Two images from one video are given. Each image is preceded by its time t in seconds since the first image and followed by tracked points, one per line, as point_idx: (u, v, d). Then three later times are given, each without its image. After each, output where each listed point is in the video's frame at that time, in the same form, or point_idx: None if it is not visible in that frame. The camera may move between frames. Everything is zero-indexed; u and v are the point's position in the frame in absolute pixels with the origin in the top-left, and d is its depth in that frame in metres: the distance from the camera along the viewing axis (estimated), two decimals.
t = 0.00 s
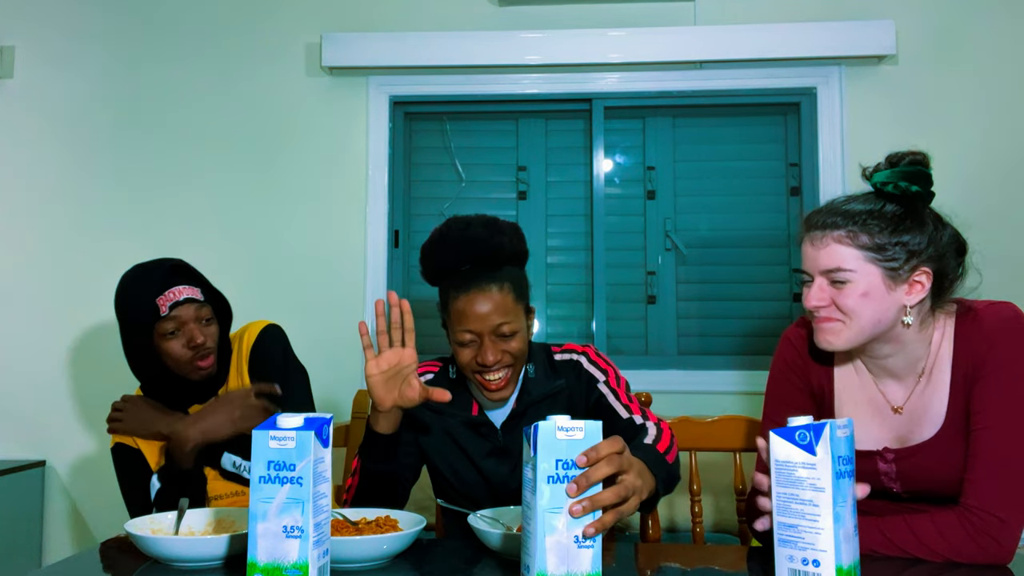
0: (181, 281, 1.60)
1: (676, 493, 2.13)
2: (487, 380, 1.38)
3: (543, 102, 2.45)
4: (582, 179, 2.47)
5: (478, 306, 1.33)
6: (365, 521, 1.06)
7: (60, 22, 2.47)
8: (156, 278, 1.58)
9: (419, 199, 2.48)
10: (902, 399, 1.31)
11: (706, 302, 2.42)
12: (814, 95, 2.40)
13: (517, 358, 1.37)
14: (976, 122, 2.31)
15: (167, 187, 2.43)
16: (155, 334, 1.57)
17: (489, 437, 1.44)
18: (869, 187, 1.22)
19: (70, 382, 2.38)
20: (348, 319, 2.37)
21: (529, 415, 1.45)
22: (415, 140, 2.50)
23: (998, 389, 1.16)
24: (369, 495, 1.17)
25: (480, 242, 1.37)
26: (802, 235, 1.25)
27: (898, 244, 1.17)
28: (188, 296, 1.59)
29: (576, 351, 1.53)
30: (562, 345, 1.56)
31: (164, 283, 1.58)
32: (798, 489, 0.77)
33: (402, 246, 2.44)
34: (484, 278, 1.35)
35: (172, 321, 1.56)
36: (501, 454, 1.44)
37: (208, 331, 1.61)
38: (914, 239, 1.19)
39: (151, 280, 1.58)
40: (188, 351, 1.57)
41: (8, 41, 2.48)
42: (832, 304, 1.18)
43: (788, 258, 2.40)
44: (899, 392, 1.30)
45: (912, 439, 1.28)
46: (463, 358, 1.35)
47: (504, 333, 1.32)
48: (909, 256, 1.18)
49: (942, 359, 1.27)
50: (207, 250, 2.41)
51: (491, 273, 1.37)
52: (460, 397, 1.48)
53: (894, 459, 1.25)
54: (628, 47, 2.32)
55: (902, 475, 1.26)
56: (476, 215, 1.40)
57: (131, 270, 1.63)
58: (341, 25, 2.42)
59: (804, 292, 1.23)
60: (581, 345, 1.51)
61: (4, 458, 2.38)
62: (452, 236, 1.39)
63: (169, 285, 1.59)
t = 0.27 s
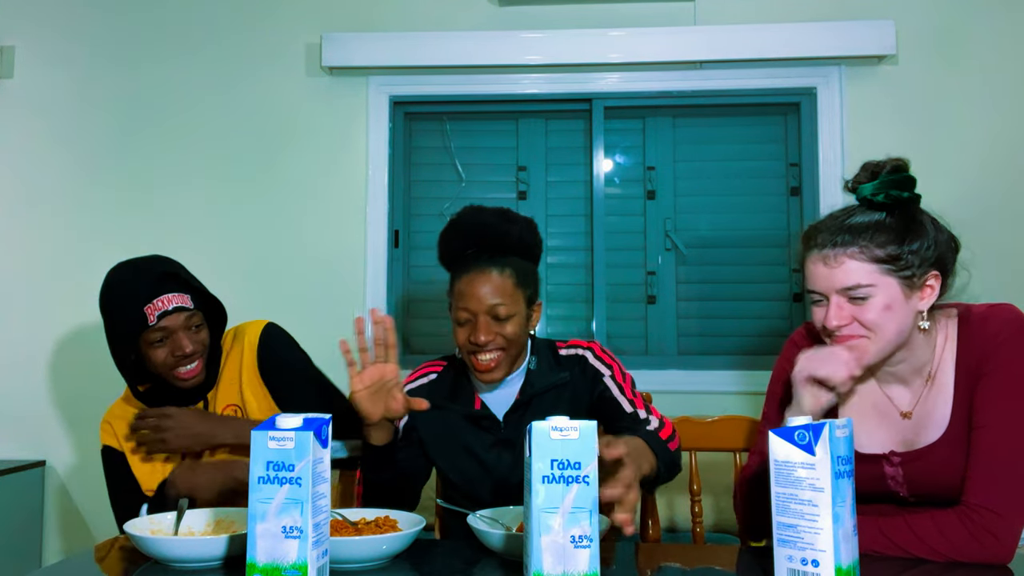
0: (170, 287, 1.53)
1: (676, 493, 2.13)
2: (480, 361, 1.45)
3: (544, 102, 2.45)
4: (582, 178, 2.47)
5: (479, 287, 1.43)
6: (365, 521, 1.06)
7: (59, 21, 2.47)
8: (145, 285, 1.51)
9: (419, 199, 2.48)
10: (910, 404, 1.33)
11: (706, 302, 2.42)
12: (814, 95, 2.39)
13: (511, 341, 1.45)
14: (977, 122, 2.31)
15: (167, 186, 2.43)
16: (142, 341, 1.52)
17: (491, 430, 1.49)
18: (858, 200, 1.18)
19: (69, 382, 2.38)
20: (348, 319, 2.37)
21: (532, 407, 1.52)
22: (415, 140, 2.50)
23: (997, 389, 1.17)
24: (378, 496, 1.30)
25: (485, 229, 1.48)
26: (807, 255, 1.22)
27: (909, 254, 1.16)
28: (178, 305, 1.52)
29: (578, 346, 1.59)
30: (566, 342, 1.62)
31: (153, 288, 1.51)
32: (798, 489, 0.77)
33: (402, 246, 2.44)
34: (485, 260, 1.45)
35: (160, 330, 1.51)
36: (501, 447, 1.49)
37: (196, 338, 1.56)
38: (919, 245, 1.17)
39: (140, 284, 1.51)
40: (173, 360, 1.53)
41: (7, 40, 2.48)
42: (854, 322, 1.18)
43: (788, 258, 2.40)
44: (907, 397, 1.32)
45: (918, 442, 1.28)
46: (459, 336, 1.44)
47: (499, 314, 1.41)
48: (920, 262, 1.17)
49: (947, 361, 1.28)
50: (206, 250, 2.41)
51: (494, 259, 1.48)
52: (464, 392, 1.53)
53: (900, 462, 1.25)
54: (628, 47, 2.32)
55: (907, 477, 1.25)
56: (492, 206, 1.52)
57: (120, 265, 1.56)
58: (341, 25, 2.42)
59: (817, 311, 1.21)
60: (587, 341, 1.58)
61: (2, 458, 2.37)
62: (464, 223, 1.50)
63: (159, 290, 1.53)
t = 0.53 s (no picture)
0: (160, 296, 1.46)
1: (676, 493, 2.13)
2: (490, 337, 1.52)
3: (544, 102, 2.45)
4: (582, 178, 2.47)
5: (494, 266, 1.52)
6: (365, 521, 1.06)
7: (58, 21, 2.47)
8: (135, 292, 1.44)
9: (419, 199, 2.48)
10: (906, 406, 1.32)
11: (706, 302, 2.42)
12: (814, 95, 2.39)
13: (519, 318, 1.50)
14: (977, 122, 2.31)
15: (166, 186, 2.43)
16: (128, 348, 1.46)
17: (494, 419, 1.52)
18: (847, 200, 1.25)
19: (69, 383, 2.38)
20: (348, 319, 2.37)
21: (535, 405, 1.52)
22: (415, 140, 2.50)
23: (996, 390, 1.17)
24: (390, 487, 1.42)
25: (507, 217, 1.58)
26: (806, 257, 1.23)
27: (907, 248, 1.18)
28: (167, 314, 1.45)
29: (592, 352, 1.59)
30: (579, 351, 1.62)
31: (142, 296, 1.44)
32: (799, 489, 0.77)
33: (402, 247, 2.45)
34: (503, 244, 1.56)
35: (147, 339, 1.44)
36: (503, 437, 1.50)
37: (184, 348, 1.50)
38: (916, 239, 1.20)
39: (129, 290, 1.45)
40: (159, 370, 1.47)
41: (6, 40, 2.47)
42: (863, 319, 1.19)
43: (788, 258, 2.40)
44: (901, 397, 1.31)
45: (914, 444, 1.28)
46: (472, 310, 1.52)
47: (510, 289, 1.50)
48: (918, 257, 1.19)
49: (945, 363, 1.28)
50: (206, 250, 2.40)
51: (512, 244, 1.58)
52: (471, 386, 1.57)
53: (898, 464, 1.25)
54: (628, 47, 2.32)
55: (905, 480, 1.24)
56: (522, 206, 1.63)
57: (109, 267, 1.48)
58: (340, 25, 2.42)
59: (823, 311, 1.22)
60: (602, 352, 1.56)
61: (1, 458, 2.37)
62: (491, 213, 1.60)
63: (147, 298, 1.46)
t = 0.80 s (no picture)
0: (149, 284, 1.47)
1: (677, 493, 2.13)
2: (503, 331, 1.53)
3: (544, 102, 2.45)
4: (582, 178, 2.47)
5: (510, 264, 1.55)
6: (365, 521, 1.06)
7: (58, 21, 2.47)
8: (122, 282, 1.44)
9: (419, 200, 2.48)
10: (899, 407, 1.31)
11: (706, 302, 2.42)
12: (814, 95, 2.39)
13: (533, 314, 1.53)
14: (977, 122, 2.31)
15: (166, 186, 2.43)
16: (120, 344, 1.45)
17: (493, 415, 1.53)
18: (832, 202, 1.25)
19: (69, 383, 2.38)
20: (348, 319, 2.37)
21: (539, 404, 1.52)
22: (415, 140, 2.50)
23: (995, 389, 1.17)
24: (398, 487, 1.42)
25: (526, 216, 1.61)
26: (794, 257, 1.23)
27: (892, 246, 1.19)
28: (157, 303, 1.46)
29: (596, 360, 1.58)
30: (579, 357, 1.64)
31: (129, 286, 1.45)
32: (798, 489, 0.77)
33: (402, 247, 2.45)
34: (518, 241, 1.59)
35: (139, 331, 1.44)
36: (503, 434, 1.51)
37: (178, 339, 1.50)
38: (901, 238, 1.21)
39: (114, 282, 1.45)
40: (157, 363, 1.46)
41: (6, 40, 2.47)
42: (849, 318, 1.18)
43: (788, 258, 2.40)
44: (895, 399, 1.31)
45: (909, 444, 1.28)
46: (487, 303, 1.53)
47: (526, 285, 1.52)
48: (903, 255, 1.20)
49: (940, 363, 1.28)
50: (206, 250, 2.41)
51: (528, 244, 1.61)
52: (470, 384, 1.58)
53: (893, 463, 1.25)
54: (627, 47, 2.31)
55: (901, 480, 1.24)
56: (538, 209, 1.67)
57: (89, 263, 1.48)
58: (340, 25, 2.42)
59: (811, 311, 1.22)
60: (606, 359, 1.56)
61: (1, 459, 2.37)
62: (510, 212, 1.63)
63: (136, 288, 1.46)
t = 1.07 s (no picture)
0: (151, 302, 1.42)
1: (677, 494, 2.13)
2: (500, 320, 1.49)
3: (544, 102, 2.45)
4: (582, 179, 2.47)
5: (506, 252, 1.53)
6: (365, 521, 1.06)
7: (58, 21, 2.47)
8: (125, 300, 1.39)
9: (419, 199, 2.48)
10: (897, 404, 1.31)
11: (706, 302, 2.42)
12: (814, 95, 2.39)
13: (530, 304, 1.51)
14: (977, 121, 2.31)
15: (166, 187, 2.43)
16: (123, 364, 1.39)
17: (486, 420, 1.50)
18: (832, 196, 1.25)
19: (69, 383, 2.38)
20: (348, 319, 2.37)
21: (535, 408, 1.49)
22: (415, 140, 2.50)
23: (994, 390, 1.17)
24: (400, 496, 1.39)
25: (520, 209, 1.59)
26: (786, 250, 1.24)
27: (883, 242, 1.18)
28: (164, 322, 1.42)
29: (594, 363, 1.56)
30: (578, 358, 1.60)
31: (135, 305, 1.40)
32: (798, 489, 0.77)
33: (402, 247, 2.45)
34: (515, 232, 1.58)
35: (145, 350, 1.39)
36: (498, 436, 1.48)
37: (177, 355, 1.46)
38: (895, 233, 1.20)
39: (119, 302, 1.39)
40: (160, 382, 1.42)
41: (5, 40, 2.47)
42: (835, 312, 1.19)
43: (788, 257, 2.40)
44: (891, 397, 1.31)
45: (907, 443, 1.28)
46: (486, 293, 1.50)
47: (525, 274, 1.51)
48: (895, 251, 1.19)
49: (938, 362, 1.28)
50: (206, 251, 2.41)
51: (523, 234, 1.59)
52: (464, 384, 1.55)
53: (890, 463, 1.25)
54: (627, 47, 2.31)
55: (898, 480, 1.24)
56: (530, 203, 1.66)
57: (72, 277, 1.41)
58: (340, 25, 2.42)
59: (800, 305, 1.23)
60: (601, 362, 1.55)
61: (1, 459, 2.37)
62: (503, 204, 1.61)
63: (139, 307, 1.41)
